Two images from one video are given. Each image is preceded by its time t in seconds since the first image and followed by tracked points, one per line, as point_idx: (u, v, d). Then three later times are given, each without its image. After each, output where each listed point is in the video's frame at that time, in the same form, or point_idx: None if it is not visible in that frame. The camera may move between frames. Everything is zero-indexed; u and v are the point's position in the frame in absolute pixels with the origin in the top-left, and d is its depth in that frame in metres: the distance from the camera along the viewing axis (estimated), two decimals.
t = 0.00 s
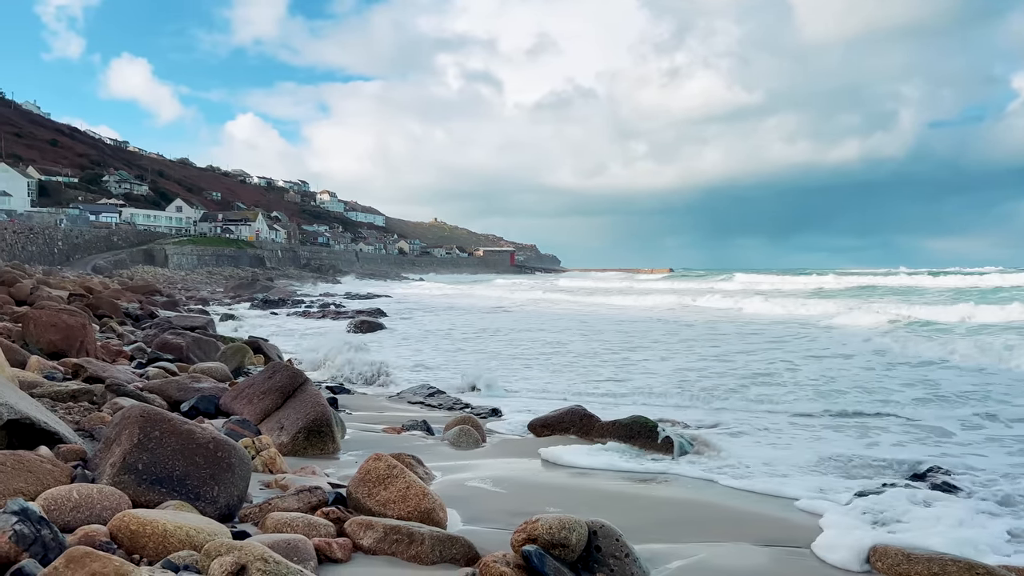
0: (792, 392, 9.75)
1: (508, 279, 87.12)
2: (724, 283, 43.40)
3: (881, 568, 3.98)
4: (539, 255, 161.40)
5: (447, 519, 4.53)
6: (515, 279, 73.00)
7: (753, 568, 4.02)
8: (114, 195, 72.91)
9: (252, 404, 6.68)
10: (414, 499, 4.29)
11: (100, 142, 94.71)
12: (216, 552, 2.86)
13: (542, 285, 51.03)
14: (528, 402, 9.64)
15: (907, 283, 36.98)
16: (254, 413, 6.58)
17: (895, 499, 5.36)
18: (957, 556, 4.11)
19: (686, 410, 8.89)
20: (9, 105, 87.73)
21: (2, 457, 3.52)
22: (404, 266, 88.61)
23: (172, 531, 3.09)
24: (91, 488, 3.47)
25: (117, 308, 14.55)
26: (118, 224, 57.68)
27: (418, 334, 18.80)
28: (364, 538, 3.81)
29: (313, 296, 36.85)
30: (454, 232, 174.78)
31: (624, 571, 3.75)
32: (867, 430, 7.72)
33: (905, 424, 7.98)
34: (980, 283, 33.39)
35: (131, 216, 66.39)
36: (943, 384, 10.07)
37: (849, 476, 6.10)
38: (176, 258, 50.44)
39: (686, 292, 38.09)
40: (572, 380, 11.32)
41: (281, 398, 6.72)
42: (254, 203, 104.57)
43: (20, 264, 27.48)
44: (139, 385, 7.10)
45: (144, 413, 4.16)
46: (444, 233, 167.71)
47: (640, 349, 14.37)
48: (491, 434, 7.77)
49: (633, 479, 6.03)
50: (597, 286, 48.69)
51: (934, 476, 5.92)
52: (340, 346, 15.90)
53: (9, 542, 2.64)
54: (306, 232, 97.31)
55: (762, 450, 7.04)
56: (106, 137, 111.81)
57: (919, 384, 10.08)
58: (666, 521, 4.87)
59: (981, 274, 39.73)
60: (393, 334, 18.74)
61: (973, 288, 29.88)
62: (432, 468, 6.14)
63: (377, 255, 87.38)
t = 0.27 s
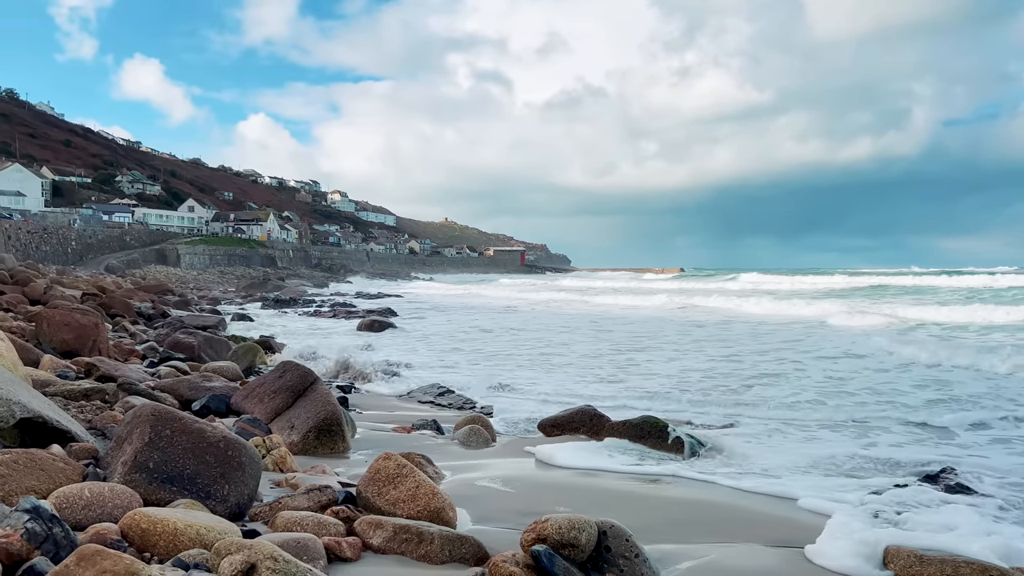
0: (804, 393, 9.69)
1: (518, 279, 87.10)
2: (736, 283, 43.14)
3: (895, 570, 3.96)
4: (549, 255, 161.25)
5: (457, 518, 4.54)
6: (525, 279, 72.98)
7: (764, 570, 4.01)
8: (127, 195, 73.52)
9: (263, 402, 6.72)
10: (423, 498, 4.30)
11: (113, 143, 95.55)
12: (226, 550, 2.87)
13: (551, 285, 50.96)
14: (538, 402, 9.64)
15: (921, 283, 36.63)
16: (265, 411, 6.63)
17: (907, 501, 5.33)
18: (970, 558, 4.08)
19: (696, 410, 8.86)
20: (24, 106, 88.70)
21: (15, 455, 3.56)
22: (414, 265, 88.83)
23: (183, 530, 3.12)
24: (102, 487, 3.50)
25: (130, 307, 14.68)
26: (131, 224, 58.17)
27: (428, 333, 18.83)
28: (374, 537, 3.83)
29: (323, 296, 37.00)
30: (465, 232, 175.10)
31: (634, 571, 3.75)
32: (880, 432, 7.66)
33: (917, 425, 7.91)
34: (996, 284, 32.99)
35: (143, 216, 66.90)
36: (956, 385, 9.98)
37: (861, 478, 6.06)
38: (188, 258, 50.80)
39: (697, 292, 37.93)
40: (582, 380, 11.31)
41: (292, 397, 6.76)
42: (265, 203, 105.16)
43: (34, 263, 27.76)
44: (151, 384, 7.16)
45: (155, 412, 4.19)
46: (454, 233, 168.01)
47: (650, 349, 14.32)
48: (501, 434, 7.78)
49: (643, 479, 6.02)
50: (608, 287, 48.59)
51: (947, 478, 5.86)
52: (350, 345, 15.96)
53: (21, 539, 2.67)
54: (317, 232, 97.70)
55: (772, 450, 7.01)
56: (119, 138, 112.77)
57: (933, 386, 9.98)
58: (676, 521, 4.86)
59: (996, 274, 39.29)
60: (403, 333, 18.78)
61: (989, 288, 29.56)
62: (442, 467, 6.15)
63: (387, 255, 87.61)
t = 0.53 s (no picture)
0: (814, 394, 9.64)
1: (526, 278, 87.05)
2: (745, 283, 42.90)
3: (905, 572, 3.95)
4: (558, 255, 161.09)
5: (465, 518, 4.55)
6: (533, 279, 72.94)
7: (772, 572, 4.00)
8: (138, 195, 74.06)
9: (272, 402, 6.76)
10: (431, 498, 4.31)
11: (124, 143, 96.27)
12: (234, 549, 2.90)
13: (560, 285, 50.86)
14: (546, 402, 9.63)
15: (933, 283, 36.34)
16: (274, 411, 6.67)
17: (918, 503, 5.29)
18: (980, 560, 4.05)
19: (705, 411, 8.83)
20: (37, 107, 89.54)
21: (25, 454, 3.59)
22: (423, 265, 88.95)
23: (191, 528, 3.14)
24: (111, 485, 3.54)
25: (140, 307, 14.79)
26: (142, 224, 58.60)
27: (436, 333, 18.86)
28: (381, 537, 3.84)
29: (332, 296, 37.15)
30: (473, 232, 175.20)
31: (642, 572, 3.75)
32: (891, 433, 7.60)
33: (929, 427, 7.85)
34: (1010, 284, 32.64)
35: (154, 216, 67.37)
36: (968, 386, 9.90)
37: (870, 479, 6.03)
38: (198, 258, 51.14)
39: (706, 292, 37.81)
40: (591, 380, 11.31)
41: (301, 396, 6.79)
42: (275, 203, 105.67)
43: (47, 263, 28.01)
44: (161, 383, 7.21)
45: (164, 411, 4.23)
46: (463, 233, 168.13)
47: (659, 349, 14.27)
48: (509, 434, 7.79)
49: (651, 479, 6.01)
50: (616, 287, 48.44)
51: (958, 479, 5.81)
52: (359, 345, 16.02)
53: (30, 537, 2.70)
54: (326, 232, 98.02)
55: (781, 451, 6.98)
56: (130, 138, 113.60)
57: (945, 387, 9.90)
58: (684, 522, 4.85)
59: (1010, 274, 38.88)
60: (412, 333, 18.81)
61: (1002, 288, 29.27)
62: (450, 467, 6.16)
63: (396, 255, 87.80)
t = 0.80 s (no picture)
0: (823, 394, 9.58)
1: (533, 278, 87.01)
2: (753, 284, 42.69)
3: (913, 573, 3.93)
4: (565, 254, 160.92)
5: (471, 518, 4.55)
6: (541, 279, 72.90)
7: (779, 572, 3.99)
8: (146, 195, 74.48)
9: (279, 402, 6.78)
10: (438, 497, 4.32)
11: (133, 143, 96.84)
12: (240, 549, 2.90)
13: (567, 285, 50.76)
14: (554, 402, 9.62)
15: (943, 283, 36.10)
16: (281, 410, 6.69)
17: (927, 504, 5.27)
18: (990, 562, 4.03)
19: (712, 411, 8.81)
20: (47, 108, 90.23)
21: (33, 453, 3.62)
22: (430, 265, 89.04)
23: (198, 528, 3.15)
24: (119, 485, 3.56)
25: (149, 307, 14.89)
26: (151, 224, 58.96)
27: (444, 333, 18.88)
28: (388, 537, 3.85)
29: (339, 296, 37.27)
30: (480, 232, 175.26)
31: (648, 572, 3.73)
32: (900, 434, 7.55)
33: (939, 427, 7.80)
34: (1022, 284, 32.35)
35: (162, 216, 67.74)
36: (980, 386, 9.82)
37: (879, 480, 6.00)
38: (207, 257, 51.40)
39: (714, 292, 37.69)
40: (598, 380, 11.29)
41: (307, 396, 6.81)
42: (283, 202, 106.05)
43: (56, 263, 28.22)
44: (169, 383, 7.26)
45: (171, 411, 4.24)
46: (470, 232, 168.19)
47: (666, 350, 14.23)
48: (516, 433, 7.79)
49: (658, 479, 6.00)
50: (624, 287, 48.30)
51: (968, 481, 5.76)
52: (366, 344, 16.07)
53: (38, 537, 2.72)
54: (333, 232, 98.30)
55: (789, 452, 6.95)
56: (139, 138, 114.26)
57: (956, 388, 9.83)
58: (691, 522, 4.83)
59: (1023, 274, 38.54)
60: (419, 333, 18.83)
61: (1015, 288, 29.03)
62: (457, 467, 6.17)
63: (403, 255, 87.94)
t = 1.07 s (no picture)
0: (830, 395, 9.54)
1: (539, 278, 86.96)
2: (760, 284, 42.51)
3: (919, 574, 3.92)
4: (571, 254, 160.78)
5: (476, 517, 4.55)
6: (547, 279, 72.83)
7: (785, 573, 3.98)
8: (153, 195, 74.78)
9: (284, 401, 6.80)
10: (442, 497, 4.32)
11: (141, 143, 97.23)
12: (245, 548, 2.91)
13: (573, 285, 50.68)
14: (559, 402, 9.61)
15: (953, 283, 35.89)
16: (287, 409, 6.71)
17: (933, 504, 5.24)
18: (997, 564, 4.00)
19: (719, 411, 8.77)
20: (55, 108, 90.70)
21: (39, 452, 3.63)
22: (436, 264, 89.08)
23: (203, 527, 3.16)
24: (124, 484, 3.57)
25: (155, 306, 14.95)
26: (158, 224, 59.19)
27: (450, 333, 18.88)
28: (393, 536, 3.85)
29: (345, 296, 37.32)
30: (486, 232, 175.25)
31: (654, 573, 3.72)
32: (908, 434, 7.51)
33: (947, 428, 7.75)
34: None
35: (169, 216, 67.99)
36: (988, 387, 9.77)
37: (887, 480, 5.97)
38: (213, 257, 51.55)
39: (721, 292, 37.58)
40: (604, 380, 11.27)
41: (313, 395, 6.83)
42: (289, 202, 106.32)
43: (64, 263, 28.34)
44: (175, 382, 7.29)
45: (176, 410, 4.26)
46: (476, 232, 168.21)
47: (672, 350, 14.20)
48: (522, 433, 7.79)
49: (663, 479, 5.99)
50: (630, 287, 48.18)
51: (976, 481, 5.73)
52: (372, 344, 16.09)
53: (44, 535, 2.74)
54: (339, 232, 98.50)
55: (795, 452, 6.92)
56: (146, 138, 114.70)
57: (964, 388, 9.76)
58: (696, 523, 4.82)
59: None
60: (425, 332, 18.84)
61: None
62: (462, 466, 6.17)
63: (409, 254, 88.02)
